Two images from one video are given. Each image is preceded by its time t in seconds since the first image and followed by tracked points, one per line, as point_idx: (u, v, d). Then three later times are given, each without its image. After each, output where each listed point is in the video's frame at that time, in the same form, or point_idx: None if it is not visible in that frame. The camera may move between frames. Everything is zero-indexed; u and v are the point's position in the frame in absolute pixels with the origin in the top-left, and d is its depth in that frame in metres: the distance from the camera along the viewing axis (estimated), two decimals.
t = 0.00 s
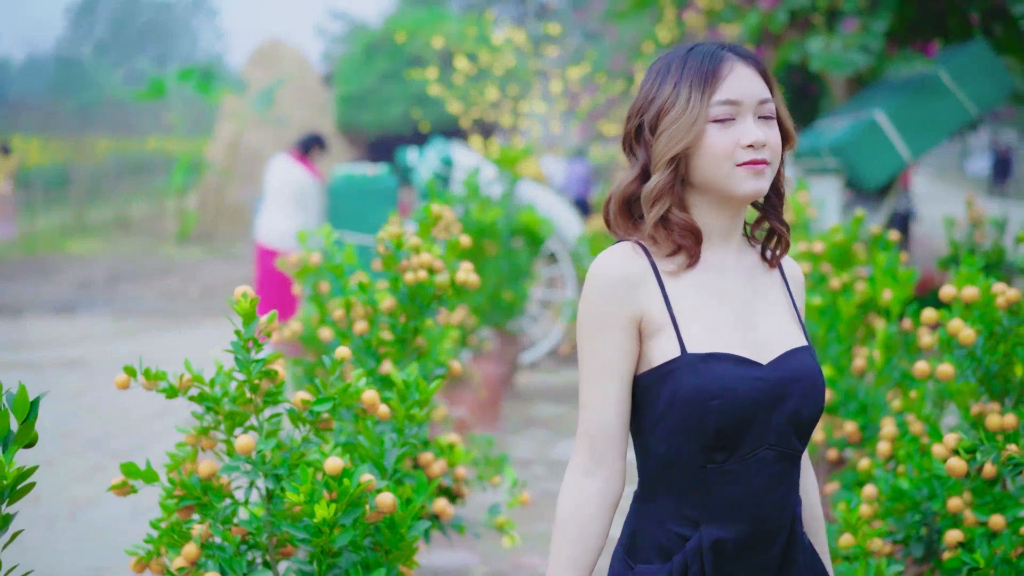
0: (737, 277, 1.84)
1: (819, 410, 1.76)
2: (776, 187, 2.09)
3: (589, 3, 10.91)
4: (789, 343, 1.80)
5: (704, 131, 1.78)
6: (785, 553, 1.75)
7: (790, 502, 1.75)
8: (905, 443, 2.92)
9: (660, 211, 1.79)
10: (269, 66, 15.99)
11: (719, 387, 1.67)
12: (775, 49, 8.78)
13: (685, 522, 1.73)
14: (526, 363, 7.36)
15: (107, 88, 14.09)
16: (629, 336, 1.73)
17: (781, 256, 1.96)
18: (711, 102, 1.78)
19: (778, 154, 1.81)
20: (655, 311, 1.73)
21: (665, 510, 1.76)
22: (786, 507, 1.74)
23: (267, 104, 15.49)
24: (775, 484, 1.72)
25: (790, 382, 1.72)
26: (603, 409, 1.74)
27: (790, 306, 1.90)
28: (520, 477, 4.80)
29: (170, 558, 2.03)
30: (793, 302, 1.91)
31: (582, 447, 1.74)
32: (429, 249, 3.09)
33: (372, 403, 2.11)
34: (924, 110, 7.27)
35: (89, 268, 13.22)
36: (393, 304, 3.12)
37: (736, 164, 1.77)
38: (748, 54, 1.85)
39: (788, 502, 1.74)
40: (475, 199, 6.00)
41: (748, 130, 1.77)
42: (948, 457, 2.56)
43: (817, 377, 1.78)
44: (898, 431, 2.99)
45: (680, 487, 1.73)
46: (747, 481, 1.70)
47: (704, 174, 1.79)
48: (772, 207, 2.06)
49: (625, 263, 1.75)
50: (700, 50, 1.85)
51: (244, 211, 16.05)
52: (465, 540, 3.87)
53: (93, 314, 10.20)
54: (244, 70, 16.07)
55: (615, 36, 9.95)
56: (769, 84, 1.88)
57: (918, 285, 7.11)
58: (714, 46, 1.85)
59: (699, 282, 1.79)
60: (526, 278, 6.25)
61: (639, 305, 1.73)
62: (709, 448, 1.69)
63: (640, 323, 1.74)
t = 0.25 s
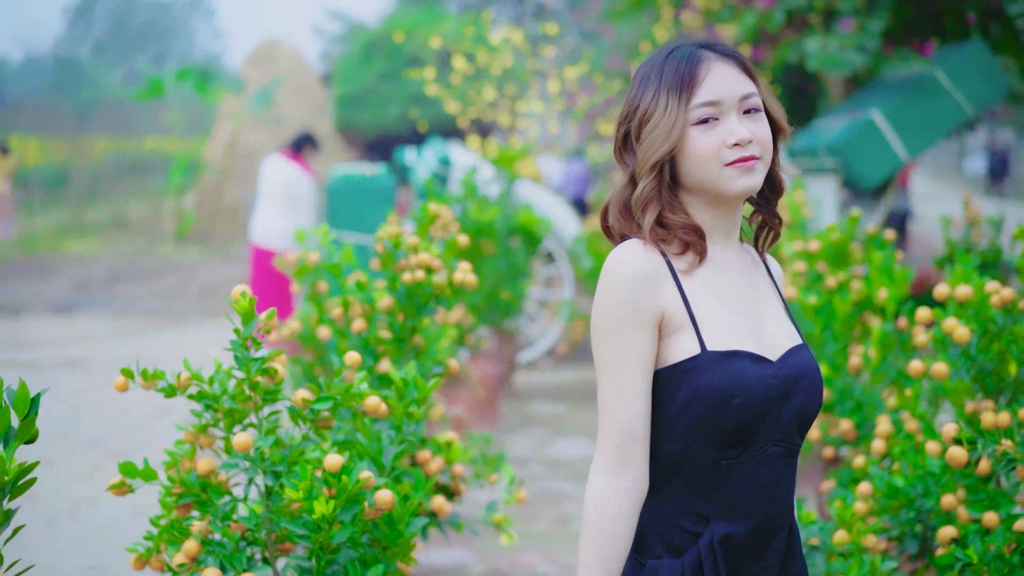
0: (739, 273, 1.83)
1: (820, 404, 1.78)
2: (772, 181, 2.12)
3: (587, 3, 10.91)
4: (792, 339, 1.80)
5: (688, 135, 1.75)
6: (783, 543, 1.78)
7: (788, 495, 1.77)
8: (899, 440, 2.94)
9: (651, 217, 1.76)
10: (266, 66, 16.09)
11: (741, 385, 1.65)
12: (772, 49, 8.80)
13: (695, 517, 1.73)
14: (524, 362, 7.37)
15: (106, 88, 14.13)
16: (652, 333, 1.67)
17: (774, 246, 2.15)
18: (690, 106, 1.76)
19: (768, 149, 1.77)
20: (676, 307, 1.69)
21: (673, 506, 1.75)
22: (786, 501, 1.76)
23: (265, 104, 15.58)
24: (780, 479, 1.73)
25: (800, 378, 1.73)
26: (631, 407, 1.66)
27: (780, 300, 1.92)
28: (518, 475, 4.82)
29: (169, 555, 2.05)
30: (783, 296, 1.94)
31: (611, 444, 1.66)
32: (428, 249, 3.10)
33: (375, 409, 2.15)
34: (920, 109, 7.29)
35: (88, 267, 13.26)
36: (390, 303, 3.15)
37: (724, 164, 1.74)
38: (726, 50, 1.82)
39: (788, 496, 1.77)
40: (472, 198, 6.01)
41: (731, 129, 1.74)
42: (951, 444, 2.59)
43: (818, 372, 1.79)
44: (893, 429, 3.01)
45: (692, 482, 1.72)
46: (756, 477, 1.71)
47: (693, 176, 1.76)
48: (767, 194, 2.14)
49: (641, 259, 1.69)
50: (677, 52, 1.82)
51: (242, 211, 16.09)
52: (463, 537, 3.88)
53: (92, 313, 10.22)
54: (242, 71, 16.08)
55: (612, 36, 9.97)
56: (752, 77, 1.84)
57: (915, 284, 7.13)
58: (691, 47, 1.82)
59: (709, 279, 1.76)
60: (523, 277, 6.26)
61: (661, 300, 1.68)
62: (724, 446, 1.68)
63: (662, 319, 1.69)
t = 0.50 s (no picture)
0: (736, 269, 1.83)
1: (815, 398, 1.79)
2: (764, 174, 2.12)
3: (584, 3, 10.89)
4: (787, 334, 1.81)
5: (673, 135, 1.75)
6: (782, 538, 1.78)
7: (785, 488, 1.77)
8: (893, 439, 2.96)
9: (640, 216, 1.75)
10: (264, 68, 15.88)
11: (753, 380, 1.65)
12: (768, 49, 8.83)
13: (700, 512, 1.72)
14: (522, 361, 7.39)
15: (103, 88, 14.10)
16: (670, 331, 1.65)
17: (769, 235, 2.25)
18: (673, 107, 1.76)
19: (755, 145, 1.76)
20: (689, 304, 1.67)
21: (679, 502, 1.73)
22: (784, 494, 1.77)
23: (264, 104, 15.55)
24: (781, 472, 1.74)
25: (802, 372, 1.74)
26: (655, 405, 1.64)
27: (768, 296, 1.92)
28: (516, 474, 4.83)
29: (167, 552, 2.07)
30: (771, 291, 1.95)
31: (636, 444, 1.63)
32: (424, 248, 3.13)
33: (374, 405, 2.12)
34: (917, 109, 7.31)
35: (86, 268, 13.26)
36: (388, 301, 3.17)
37: (711, 161, 1.73)
38: (708, 46, 1.82)
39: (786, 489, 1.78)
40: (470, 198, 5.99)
41: (716, 126, 1.74)
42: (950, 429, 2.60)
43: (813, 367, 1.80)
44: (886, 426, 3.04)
45: (699, 478, 1.71)
46: (761, 470, 1.71)
47: (681, 175, 1.76)
48: (759, 197, 2.14)
49: (654, 257, 1.66)
50: (660, 52, 1.82)
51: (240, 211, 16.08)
52: (460, 535, 3.89)
53: (90, 313, 10.22)
54: (240, 70, 16.04)
55: (610, 36, 9.98)
56: (737, 72, 1.83)
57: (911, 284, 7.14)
58: (673, 45, 1.83)
59: (712, 277, 1.74)
60: (520, 277, 6.29)
61: (677, 299, 1.66)
62: (732, 440, 1.68)
63: (676, 316, 1.67)
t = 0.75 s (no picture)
0: (730, 264, 1.81)
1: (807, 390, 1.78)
2: (757, 172, 2.14)
3: (580, 2, 10.83)
4: (780, 327, 1.80)
5: (663, 133, 1.75)
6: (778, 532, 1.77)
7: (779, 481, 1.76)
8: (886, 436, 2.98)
9: (632, 212, 1.74)
10: (263, 67, 16.00)
11: (758, 374, 1.62)
12: (765, 49, 8.86)
13: (701, 507, 1.69)
14: (519, 361, 7.40)
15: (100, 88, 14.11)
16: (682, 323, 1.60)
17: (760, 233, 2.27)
18: (663, 104, 1.75)
19: (747, 143, 1.76)
20: (696, 296, 1.63)
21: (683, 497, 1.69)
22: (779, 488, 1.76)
23: (261, 104, 15.54)
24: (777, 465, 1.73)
25: (798, 366, 1.72)
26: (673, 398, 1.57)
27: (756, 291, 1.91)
28: (512, 473, 4.85)
29: (165, 548, 2.08)
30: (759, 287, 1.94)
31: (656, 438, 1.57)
32: (420, 247, 3.16)
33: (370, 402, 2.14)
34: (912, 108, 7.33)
35: (84, 267, 13.28)
36: (385, 300, 3.18)
37: (702, 159, 1.73)
38: (699, 44, 1.82)
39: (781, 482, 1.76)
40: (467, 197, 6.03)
41: (706, 124, 1.73)
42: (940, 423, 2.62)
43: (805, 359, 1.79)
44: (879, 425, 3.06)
45: (700, 473, 1.68)
46: (760, 464, 1.69)
47: (673, 172, 1.76)
48: (751, 193, 2.16)
49: (665, 252, 1.61)
50: (651, 49, 1.82)
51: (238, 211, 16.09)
52: (456, 533, 3.91)
53: (89, 313, 10.25)
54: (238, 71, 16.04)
55: (607, 37, 10.01)
56: (728, 70, 1.83)
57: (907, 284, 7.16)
58: (665, 42, 1.82)
59: (713, 272, 1.71)
60: (518, 277, 6.29)
61: (686, 291, 1.61)
62: (735, 435, 1.65)
63: (686, 309, 1.62)
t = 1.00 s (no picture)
0: (727, 263, 1.83)
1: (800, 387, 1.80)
2: (752, 171, 2.15)
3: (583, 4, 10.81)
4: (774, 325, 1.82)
5: (660, 133, 1.77)
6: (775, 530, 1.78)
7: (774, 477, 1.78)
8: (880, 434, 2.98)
9: (627, 210, 1.76)
10: (262, 68, 15.85)
11: (761, 370, 1.64)
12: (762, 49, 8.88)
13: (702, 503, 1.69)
14: (516, 361, 7.42)
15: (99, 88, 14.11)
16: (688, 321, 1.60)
17: (752, 230, 2.29)
18: (660, 104, 1.77)
19: (742, 145, 1.78)
20: (699, 293, 1.64)
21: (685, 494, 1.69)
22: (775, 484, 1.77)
23: (260, 103, 15.52)
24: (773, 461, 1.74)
25: (794, 362, 1.74)
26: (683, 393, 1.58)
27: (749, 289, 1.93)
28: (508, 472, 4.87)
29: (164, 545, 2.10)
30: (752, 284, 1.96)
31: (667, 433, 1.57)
32: (416, 246, 3.20)
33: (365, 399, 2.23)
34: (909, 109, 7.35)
35: (82, 267, 13.29)
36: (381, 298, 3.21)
37: (697, 161, 1.75)
38: (697, 45, 1.83)
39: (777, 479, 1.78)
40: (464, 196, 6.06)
41: (702, 127, 1.75)
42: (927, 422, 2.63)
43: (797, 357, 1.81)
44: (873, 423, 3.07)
45: (703, 469, 1.68)
46: (760, 459, 1.70)
47: (668, 172, 1.78)
48: (745, 194, 2.16)
49: (670, 251, 1.62)
50: (650, 48, 1.84)
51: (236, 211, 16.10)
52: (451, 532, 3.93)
53: (87, 312, 10.27)
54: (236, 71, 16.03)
55: (606, 37, 10.02)
56: (724, 71, 1.85)
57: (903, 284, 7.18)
58: (663, 42, 1.84)
59: (712, 270, 1.73)
60: (516, 277, 6.26)
61: (690, 289, 1.62)
62: (738, 431, 1.66)
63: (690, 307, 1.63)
